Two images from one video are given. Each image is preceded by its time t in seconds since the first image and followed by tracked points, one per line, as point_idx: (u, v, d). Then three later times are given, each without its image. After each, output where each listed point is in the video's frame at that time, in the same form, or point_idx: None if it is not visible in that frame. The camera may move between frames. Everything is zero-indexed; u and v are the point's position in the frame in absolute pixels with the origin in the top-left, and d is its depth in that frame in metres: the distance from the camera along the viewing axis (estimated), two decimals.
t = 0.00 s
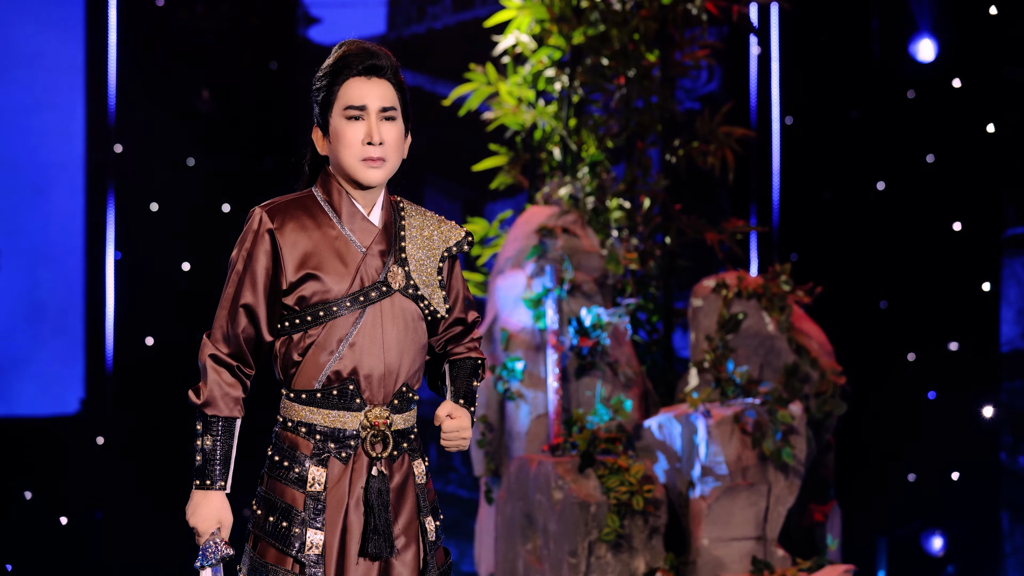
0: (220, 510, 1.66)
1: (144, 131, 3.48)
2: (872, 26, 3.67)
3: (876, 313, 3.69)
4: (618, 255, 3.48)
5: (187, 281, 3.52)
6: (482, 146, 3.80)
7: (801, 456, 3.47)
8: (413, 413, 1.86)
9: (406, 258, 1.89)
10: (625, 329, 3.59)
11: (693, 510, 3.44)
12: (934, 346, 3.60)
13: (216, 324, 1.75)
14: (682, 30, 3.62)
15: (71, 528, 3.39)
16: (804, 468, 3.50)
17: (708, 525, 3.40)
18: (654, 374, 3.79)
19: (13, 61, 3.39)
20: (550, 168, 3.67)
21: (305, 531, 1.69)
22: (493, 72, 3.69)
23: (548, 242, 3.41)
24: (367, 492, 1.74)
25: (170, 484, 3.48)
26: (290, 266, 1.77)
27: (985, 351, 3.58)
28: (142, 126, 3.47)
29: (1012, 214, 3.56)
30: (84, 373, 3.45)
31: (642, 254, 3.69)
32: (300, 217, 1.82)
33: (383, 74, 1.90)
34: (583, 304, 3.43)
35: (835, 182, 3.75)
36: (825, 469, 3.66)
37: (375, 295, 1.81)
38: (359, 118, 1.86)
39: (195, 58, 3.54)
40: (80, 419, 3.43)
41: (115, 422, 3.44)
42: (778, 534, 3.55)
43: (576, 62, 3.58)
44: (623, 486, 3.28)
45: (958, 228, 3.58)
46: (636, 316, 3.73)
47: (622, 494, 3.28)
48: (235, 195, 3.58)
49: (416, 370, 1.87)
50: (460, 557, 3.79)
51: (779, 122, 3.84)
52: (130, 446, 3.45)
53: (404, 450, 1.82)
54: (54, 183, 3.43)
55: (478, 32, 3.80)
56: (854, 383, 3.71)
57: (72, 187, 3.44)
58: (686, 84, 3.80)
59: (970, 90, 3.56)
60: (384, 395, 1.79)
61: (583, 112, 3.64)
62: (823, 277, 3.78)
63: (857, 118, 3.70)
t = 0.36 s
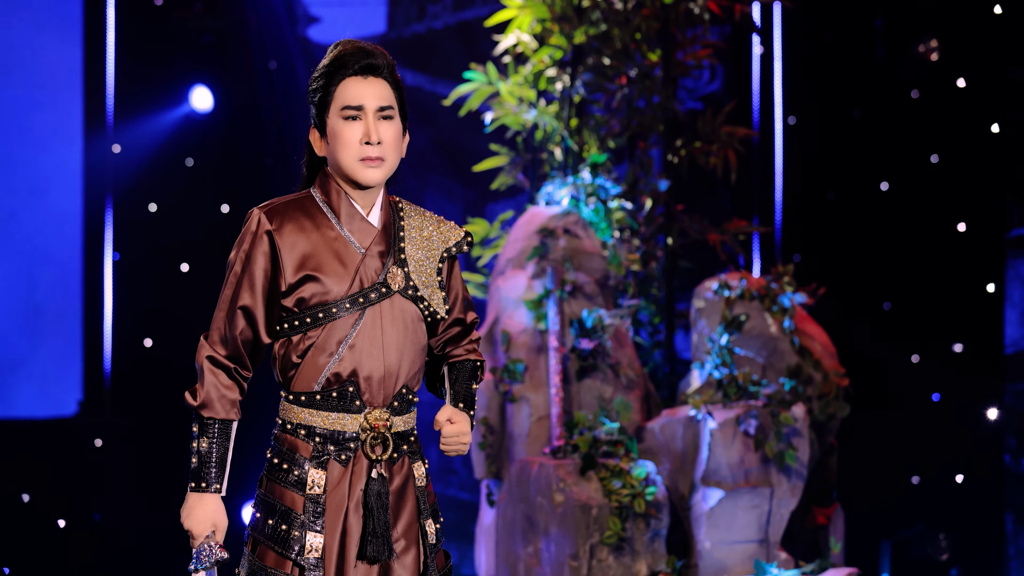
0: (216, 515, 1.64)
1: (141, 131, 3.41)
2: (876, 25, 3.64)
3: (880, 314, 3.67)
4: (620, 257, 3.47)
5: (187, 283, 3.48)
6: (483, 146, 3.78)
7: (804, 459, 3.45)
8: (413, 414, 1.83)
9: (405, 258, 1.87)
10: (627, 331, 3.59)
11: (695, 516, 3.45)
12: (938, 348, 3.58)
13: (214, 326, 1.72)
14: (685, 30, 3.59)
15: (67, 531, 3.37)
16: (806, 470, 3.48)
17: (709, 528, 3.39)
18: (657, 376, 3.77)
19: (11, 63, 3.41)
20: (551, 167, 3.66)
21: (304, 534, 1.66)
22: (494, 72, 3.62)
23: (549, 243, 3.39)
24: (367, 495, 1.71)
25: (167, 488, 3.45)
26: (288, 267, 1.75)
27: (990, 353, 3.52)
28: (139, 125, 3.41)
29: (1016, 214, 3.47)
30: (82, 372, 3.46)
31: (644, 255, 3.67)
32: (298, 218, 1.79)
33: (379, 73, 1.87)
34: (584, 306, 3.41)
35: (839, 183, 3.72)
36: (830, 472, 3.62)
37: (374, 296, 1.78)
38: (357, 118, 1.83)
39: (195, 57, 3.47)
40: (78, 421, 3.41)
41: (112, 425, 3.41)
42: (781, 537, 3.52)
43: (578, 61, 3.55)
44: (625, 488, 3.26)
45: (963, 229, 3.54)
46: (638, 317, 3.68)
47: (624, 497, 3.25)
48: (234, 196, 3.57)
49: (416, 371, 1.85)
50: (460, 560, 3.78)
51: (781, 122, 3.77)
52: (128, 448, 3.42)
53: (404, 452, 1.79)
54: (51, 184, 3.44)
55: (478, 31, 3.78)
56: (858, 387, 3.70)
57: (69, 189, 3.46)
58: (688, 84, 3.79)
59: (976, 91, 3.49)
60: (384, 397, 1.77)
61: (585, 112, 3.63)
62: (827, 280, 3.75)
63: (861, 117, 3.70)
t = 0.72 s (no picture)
0: (214, 519, 1.62)
1: (141, 133, 3.41)
2: (879, 27, 3.60)
3: (883, 318, 3.66)
4: (621, 260, 3.48)
5: (186, 288, 3.49)
6: (483, 149, 3.75)
7: (806, 463, 3.43)
8: (413, 419, 1.82)
9: (404, 262, 1.85)
10: (629, 336, 3.58)
11: (698, 518, 3.42)
12: (944, 353, 3.57)
13: (212, 330, 1.70)
14: (686, 31, 3.59)
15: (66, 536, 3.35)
16: (809, 476, 3.46)
17: (712, 532, 3.37)
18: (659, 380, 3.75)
19: (11, 64, 3.36)
20: (552, 171, 3.63)
21: (303, 539, 1.64)
22: (494, 74, 3.61)
23: (550, 247, 3.37)
24: (367, 499, 1.70)
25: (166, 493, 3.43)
26: (287, 272, 1.73)
27: (994, 359, 3.50)
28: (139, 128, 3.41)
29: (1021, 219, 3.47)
30: (81, 378, 3.41)
31: (646, 259, 3.65)
32: (297, 222, 1.78)
33: (377, 75, 1.85)
34: (585, 310, 3.39)
35: (841, 187, 3.68)
36: (832, 476, 3.61)
37: (373, 300, 1.76)
38: (355, 121, 1.81)
39: (194, 59, 3.48)
40: (76, 425, 3.39)
41: (111, 429, 3.40)
42: (783, 542, 3.50)
43: (579, 64, 3.53)
44: (627, 493, 3.24)
45: (966, 232, 3.55)
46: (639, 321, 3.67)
47: (625, 502, 3.23)
48: (233, 201, 3.56)
49: (417, 376, 1.83)
50: (460, 565, 3.75)
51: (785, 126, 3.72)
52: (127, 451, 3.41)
53: (404, 457, 1.78)
54: (49, 188, 3.40)
55: (478, 33, 3.74)
56: (860, 390, 3.69)
57: (68, 193, 3.41)
58: (690, 87, 3.76)
59: (979, 94, 3.51)
60: (383, 401, 1.75)
61: (587, 115, 3.60)
62: (830, 283, 3.71)
63: (864, 121, 3.65)
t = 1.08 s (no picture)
0: (209, 520, 1.58)
1: (139, 133, 3.39)
2: (882, 26, 3.57)
3: (887, 319, 3.63)
4: (623, 261, 3.45)
5: (185, 287, 3.47)
6: (484, 149, 3.72)
7: (810, 466, 3.41)
8: (411, 421, 1.79)
9: (402, 263, 1.82)
10: (630, 337, 3.54)
11: (699, 521, 3.40)
12: (947, 353, 3.56)
13: (207, 330, 1.68)
14: (689, 31, 3.55)
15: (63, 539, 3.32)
16: (812, 478, 3.44)
17: (715, 535, 3.34)
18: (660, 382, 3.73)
19: (10, 64, 3.34)
20: (553, 171, 3.60)
21: (295, 541, 1.62)
22: (495, 73, 3.61)
23: (551, 247, 3.33)
24: (360, 501, 1.67)
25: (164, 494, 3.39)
26: (282, 271, 1.70)
27: (999, 359, 3.49)
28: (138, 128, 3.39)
29: None
30: (78, 378, 3.38)
31: (647, 260, 3.62)
32: (293, 222, 1.75)
33: (380, 76, 1.83)
34: (587, 311, 3.36)
35: (845, 187, 3.66)
36: (835, 478, 3.59)
37: (369, 300, 1.74)
38: (361, 122, 1.79)
39: (193, 59, 3.45)
40: (74, 427, 3.37)
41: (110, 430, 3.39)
42: (786, 545, 3.48)
43: (581, 63, 3.50)
44: (628, 496, 3.22)
45: (971, 232, 3.52)
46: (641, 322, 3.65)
47: (627, 505, 3.21)
48: (232, 201, 3.52)
49: (414, 378, 1.80)
50: (460, 568, 3.73)
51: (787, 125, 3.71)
52: (124, 453, 3.39)
53: (401, 459, 1.75)
54: (47, 188, 3.37)
55: (479, 33, 3.71)
56: (863, 392, 3.66)
57: (65, 192, 3.39)
58: (692, 87, 3.70)
59: (984, 93, 3.49)
60: (378, 403, 1.72)
61: (589, 115, 3.56)
62: (832, 283, 3.68)
63: (868, 120, 3.63)
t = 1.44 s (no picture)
0: (202, 497, 1.63)
1: (135, 132, 3.35)
2: (886, 24, 3.55)
3: (891, 320, 3.60)
4: (624, 262, 3.41)
5: (183, 287, 3.42)
6: (483, 149, 3.68)
7: (812, 468, 3.36)
8: (404, 424, 1.79)
9: (393, 264, 1.82)
10: (631, 338, 3.45)
11: (700, 524, 3.37)
12: (950, 354, 3.51)
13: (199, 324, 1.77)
14: (690, 29, 3.50)
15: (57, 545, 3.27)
16: (815, 481, 3.40)
17: (716, 539, 3.31)
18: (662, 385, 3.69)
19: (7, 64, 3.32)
20: (553, 171, 3.56)
21: (277, 542, 1.66)
22: (495, 73, 3.57)
23: (551, 248, 3.30)
24: (341, 503, 1.69)
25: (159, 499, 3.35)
26: (264, 271, 1.74)
27: (1004, 361, 3.42)
28: (134, 126, 3.35)
29: None
30: (72, 381, 3.35)
31: (648, 261, 3.58)
32: (281, 223, 1.79)
33: (381, 77, 1.83)
34: (587, 312, 3.32)
35: (848, 188, 3.62)
36: (837, 481, 3.55)
37: (354, 301, 1.75)
38: (366, 123, 1.79)
39: (189, 58, 3.41)
40: (68, 430, 3.34)
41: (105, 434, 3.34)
42: (789, 549, 3.43)
43: (581, 62, 3.47)
44: (629, 499, 3.16)
45: (975, 233, 3.46)
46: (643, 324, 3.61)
47: (627, 509, 3.16)
48: (229, 200, 3.46)
49: (408, 381, 1.79)
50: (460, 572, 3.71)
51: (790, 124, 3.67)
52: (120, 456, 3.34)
53: (391, 464, 1.75)
54: (43, 188, 3.35)
55: (478, 31, 3.67)
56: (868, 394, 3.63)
57: (59, 193, 3.35)
58: (693, 86, 3.66)
59: (989, 92, 3.41)
60: (362, 405, 1.73)
61: (589, 114, 3.54)
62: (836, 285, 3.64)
63: (871, 119, 3.60)
